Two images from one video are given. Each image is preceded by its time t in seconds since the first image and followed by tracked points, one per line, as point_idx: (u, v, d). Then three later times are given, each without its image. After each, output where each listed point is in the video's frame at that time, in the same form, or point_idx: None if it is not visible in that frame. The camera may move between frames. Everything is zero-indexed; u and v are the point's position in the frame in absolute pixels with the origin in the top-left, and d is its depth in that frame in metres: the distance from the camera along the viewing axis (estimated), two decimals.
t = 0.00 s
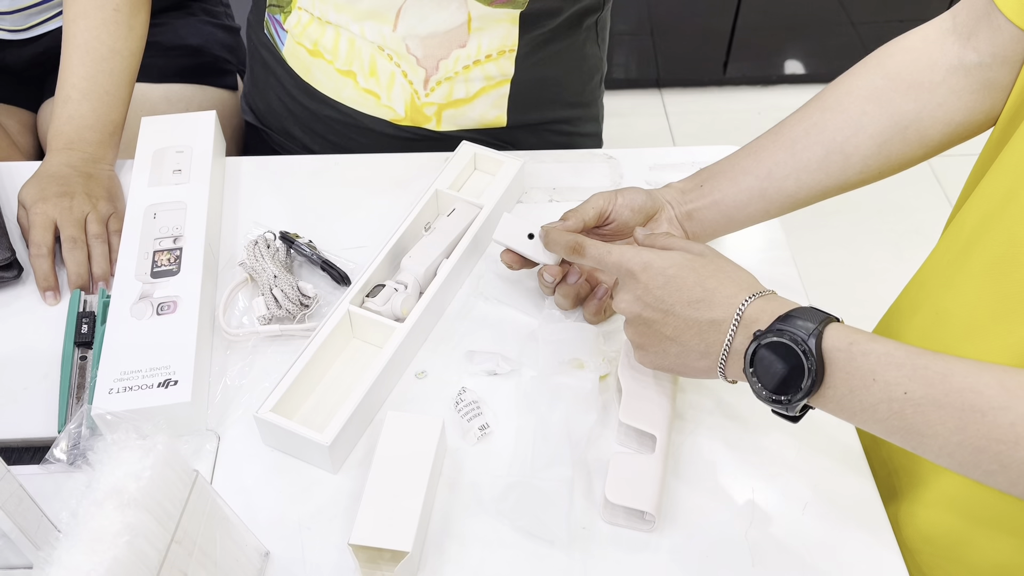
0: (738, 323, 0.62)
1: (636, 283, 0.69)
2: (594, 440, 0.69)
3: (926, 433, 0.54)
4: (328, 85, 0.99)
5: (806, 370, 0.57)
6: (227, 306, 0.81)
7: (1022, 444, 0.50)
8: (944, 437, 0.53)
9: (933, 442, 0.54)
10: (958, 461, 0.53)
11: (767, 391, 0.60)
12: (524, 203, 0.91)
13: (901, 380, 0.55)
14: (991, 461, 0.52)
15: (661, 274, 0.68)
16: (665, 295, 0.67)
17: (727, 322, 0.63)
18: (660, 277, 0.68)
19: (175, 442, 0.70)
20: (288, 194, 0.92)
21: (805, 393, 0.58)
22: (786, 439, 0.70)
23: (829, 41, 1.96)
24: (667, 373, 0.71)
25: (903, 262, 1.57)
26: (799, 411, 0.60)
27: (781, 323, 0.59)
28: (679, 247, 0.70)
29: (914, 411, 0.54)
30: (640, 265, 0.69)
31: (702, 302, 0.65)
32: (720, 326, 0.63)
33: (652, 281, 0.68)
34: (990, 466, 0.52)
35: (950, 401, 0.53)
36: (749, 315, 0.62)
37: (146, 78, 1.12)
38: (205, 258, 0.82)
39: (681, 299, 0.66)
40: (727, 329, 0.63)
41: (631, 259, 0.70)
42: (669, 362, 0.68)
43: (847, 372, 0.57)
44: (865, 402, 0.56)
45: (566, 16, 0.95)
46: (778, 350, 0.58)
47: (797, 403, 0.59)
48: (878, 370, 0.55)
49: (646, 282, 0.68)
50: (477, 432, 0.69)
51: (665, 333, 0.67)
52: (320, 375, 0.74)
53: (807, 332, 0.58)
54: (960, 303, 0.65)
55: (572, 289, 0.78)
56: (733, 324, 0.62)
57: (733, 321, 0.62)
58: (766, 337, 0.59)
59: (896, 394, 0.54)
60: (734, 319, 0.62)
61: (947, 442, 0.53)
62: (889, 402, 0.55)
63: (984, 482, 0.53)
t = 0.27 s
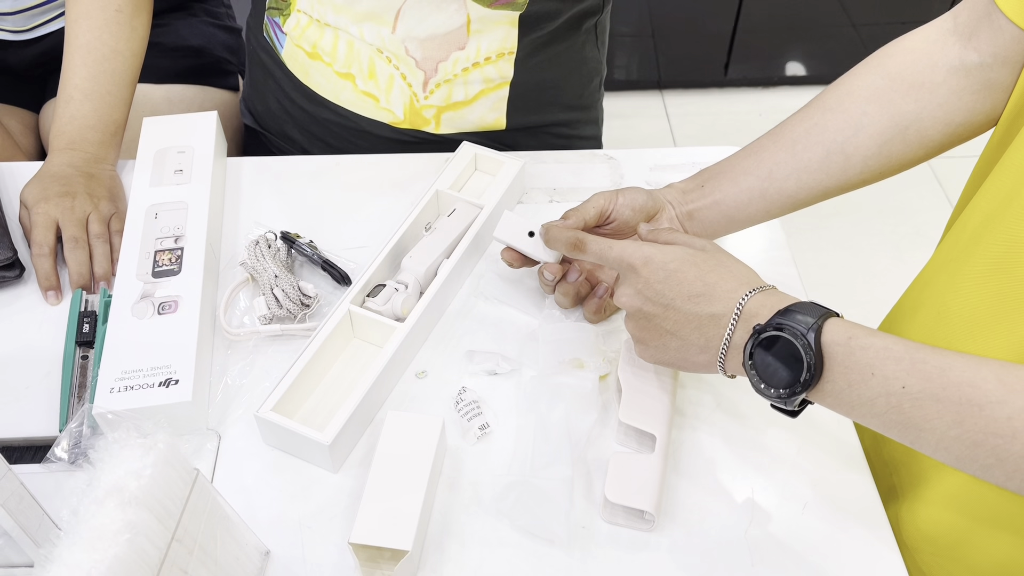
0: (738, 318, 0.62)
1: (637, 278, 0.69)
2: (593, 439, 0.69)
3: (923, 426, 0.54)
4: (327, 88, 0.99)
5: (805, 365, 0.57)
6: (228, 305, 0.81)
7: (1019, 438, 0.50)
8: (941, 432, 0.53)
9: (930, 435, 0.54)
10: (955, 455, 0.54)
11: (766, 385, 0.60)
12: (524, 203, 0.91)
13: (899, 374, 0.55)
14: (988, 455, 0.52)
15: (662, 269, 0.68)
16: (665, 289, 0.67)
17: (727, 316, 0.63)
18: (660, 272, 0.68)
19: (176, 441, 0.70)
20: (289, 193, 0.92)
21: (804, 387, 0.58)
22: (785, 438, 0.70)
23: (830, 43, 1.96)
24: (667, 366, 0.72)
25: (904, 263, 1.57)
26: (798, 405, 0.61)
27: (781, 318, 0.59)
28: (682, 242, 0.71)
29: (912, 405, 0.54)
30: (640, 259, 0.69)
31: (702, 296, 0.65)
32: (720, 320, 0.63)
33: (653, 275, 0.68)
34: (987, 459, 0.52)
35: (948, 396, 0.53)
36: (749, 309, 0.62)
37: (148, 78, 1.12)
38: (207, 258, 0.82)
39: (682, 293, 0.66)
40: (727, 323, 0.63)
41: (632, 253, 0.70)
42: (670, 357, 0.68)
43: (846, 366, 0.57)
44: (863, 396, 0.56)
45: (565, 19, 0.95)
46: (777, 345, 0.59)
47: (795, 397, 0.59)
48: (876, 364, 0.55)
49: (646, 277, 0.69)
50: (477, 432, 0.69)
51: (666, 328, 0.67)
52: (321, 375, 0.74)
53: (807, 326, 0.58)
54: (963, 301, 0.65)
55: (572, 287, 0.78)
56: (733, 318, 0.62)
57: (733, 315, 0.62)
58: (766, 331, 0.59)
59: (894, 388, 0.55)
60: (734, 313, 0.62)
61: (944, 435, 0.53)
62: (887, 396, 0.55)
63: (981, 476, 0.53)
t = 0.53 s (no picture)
0: (743, 318, 0.62)
1: (643, 277, 0.70)
2: (594, 439, 0.70)
3: (924, 428, 0.54)
4: (328, 89, 1.00)
5: (807, 364, 0.58)
6: (230, 306, 0.81)
7: (1020, 439, 0.50)
8: (941, 433, 0.53)
9: (931, 436, 0.54)
10: (955, 456, 0.54)
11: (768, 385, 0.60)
12: (525, 204, 0.92)
13: (901, 375, 0.55)
14: (988, 456, 0.52)
15: (669, 269, 0.68)
16: (672, 289, 0.67)
17: (732, 317, 0.63)
18: (666, 272, 0.68)
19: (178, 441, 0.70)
20: (292, 194, 0.93)
21: (806, 388, 0.58)
22: (787, 438, 0.70)
23: (832, 44, 1.96)
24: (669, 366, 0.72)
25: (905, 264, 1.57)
26: (799, 406, 0.61)
27: (785, 318, 0.59)
28: (688, 243, 0.71)
29: (913, 406, 0.54)
30: (647, 258, 0.69)
31: (709, 296, 0.65)
32: (725, 320, 0.63)
33: (659, 275, 0.68)
34: (987, 461, 0.52)
35: (949, 396, 0.53)
36: (754, 310, 0.62)
37: (151, 79, 1.13)
38: (208, 258, 0.82)
39: (687, 293, 0.66)
40: (732, 323, 0.63)
41: (638, 253, 0.70)
42: (674, 356, 0.68)
43: (848, 367, 0.57)
44: (865, 398, 0.56)
45: (565, 20, 0.96)
46: (780, 345, 0.59)
47: (797, 398, 0.59)
48: (878, 365, 0.56)
49: (653, 276, 0.69)
50: (478, 432, 0.70)
51: (671, 328, 0.68)
52: (321, 375, 0.74)
53: (810, 326, 0.58)
54: (965, 303, 0.65)
55: (574, 286, 0.78)
56: (738, 318, 0.63)
57: (738, 316, 0.62)
58: (770, 331, 0.59)
59: (896, 389, 0.55)
60: (739, 314, 0.62)
61: (945, 437, 0.53)
62: (889, 396, 0.55)
63: (983, 477, 0.53)
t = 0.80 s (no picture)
0: (743, 319, 0.62)
1: (643, 277, 0.70)
2: (595, 440, 0.70)
3: (921, 430, 0.54)
4: (331, 89, 1.00)
5: (806, 367, 0.58)
6: (232, 306, 0.81)
7: (1017, 442, 0.50)
8: (939, 435, 0.53)
9: (928, 438, 0.54)
10: (953, 458, 0.54)
11: (768, 386, 0.60)
12: (527, 205, 0.92)
13: (899, 377, 0.55)
14: (986, 458, 0.52)
15: (669, 269, 0.68)
16: (672, 290, 0.67)
17: (732, 318, 0.63)
18: (666, 272, 0.68)
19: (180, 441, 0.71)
20: (293, 195, 0.93)
21: (804, 390, 0.58)
22: (788, 440, 0.70)
23: (834, 46, 1.96)
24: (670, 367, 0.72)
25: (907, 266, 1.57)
26: (799, 406, 0.61)
27: (784, 320, 0.59)
28: (686, 242, 0.71)
29: (911, 408, 0.54)
30: (647, 259, 0.69)
31: (709, 298, 0.65)
32: (726, 321, 0.64)
33: (659, 276, 0.68)
34: (984, 463, 0.52)
35: (946, 399, 0.53)
36: (754, 311, 0.62)
37: (153, 80, 1.13)
38: (210, 259, 0.82)
39: (687, 294, 0.66)
40: (732, 324, 0.63)
41: (639, 254, 0.70)
42: (674, 356, 0.68)
43: (847, 369, 0.57)
44: (864, 399, 0.56)
45: (568, 20, 0.96)
46: (779, 347, 0.59)
47: (796, 399, 0.59)
48: (876, 367, 0.56)
49: (653, 277, 0.69)
50: (479, 433, 0.70)
51: (671, 329, 0.67)
52: (323, 376, 0.74)
53: (809, 328, 0.58)
54: (966, 306, 0.65)
55: (575, 285, 0.78)
56: (738, 319, 0.63)
57: (738, 317, 0.63)
58: (769, 333, 0.59)
59: (893, 391, 0.55)
60: (739, 315, 0.63)
61: (943, 439, 0.53)
62: (887, 398, 0.55)
63: (980, 480, 0.53)
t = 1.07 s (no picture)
0: (744, 322, 0.62)
1: (645, 279, 0.70)
2: (596, 442, 0.70)
3: (921, 432, 0.54)
4: (336, 89, 1.00)
5: (807, 369, 0.57)
6: (233, 308, 0.81)
7: (1016, 444, 0.50)
8: (939, 437, 0.53)
9: (928, 441, 0.54)
10: (953, 461, 0.54)
11: (769, 388, 0.60)
12: (529, 207, 0.92)
13: (899, 380, 0.55)
14: (985, 461, 0.52)
15: (671, 270, 0.68)
16: (673, 292, 0.67)
17: (733, 320, 0.63)
18: (669, 273, 0.68)
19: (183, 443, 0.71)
20: (295, 197, 0.93)
21: (805, 392, 0.58)
22: (789, 441, 0.70)
23: (835, 47, 1.96)
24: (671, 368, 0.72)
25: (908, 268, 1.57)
26: (799, 408, 0.61)
27: (785, 322, 0.59)
28: (688, 243, 0.71)
29: (911, 411, 0.54)
30: (649, 260, 0.69)
31: (710, 299, 0.65)
32: (727, 322, 0.63)
33: (661, 277, 0.68)
34: (983, 466, 0.52)
35: (946, 402, 0.53)
36: (755, 313, 0.62)
37: (155, 82, 1.14)
38: (212, 260, 0.83)
39: (689, 295, 0.66)
40: (733, 326, 0.63)
41: (641, 255, 0.70)
42: (675, 357, 0.69)
43: (847, 371, 0.57)
44: (863, 401, 0.56)
45: (571, 21, 0.96)
46: (780, 349, 0.59)
47: (797, 401, 0.59)
48: (876, 370, 0.56)
49: (655, 278, 0.69)
50: (481, 434, 0.69)
51: (671, 330, 0.68)
52: (325, 377, 0.74)
53: (809, 330, 0.58)
54: (965, 308, 0.65)
55: (575, 286, 0.78)
56: (738, 321, 0.63)
57: (739, 319, 0.63)
58: (770, 335, 0.59)
59: (893, 394, 0.55)
60: (740, 317, 0.62)
61: (942, 442, 0.53)
62: (886, 401, 0.55)
63: (979, 482, 0.53)
